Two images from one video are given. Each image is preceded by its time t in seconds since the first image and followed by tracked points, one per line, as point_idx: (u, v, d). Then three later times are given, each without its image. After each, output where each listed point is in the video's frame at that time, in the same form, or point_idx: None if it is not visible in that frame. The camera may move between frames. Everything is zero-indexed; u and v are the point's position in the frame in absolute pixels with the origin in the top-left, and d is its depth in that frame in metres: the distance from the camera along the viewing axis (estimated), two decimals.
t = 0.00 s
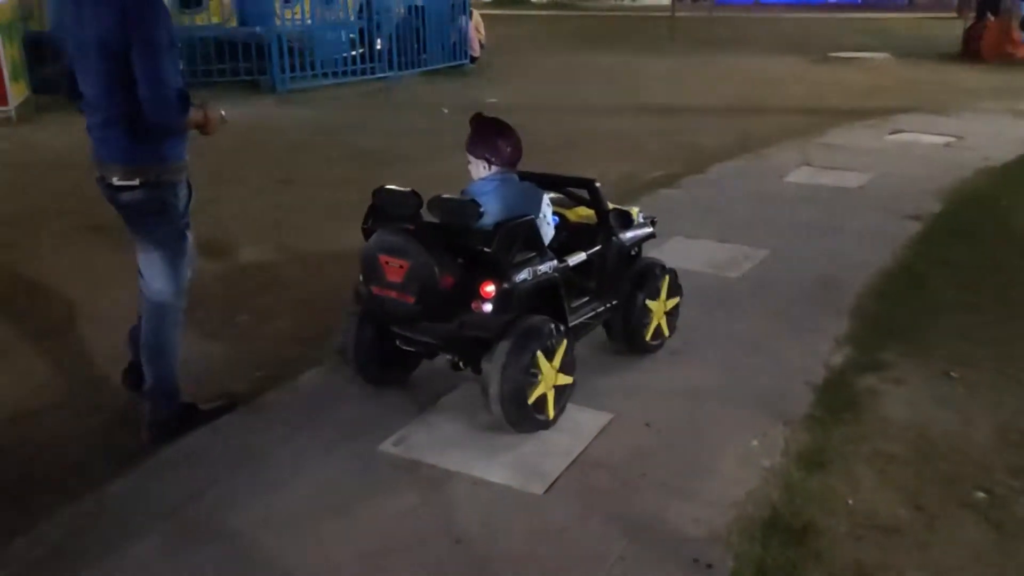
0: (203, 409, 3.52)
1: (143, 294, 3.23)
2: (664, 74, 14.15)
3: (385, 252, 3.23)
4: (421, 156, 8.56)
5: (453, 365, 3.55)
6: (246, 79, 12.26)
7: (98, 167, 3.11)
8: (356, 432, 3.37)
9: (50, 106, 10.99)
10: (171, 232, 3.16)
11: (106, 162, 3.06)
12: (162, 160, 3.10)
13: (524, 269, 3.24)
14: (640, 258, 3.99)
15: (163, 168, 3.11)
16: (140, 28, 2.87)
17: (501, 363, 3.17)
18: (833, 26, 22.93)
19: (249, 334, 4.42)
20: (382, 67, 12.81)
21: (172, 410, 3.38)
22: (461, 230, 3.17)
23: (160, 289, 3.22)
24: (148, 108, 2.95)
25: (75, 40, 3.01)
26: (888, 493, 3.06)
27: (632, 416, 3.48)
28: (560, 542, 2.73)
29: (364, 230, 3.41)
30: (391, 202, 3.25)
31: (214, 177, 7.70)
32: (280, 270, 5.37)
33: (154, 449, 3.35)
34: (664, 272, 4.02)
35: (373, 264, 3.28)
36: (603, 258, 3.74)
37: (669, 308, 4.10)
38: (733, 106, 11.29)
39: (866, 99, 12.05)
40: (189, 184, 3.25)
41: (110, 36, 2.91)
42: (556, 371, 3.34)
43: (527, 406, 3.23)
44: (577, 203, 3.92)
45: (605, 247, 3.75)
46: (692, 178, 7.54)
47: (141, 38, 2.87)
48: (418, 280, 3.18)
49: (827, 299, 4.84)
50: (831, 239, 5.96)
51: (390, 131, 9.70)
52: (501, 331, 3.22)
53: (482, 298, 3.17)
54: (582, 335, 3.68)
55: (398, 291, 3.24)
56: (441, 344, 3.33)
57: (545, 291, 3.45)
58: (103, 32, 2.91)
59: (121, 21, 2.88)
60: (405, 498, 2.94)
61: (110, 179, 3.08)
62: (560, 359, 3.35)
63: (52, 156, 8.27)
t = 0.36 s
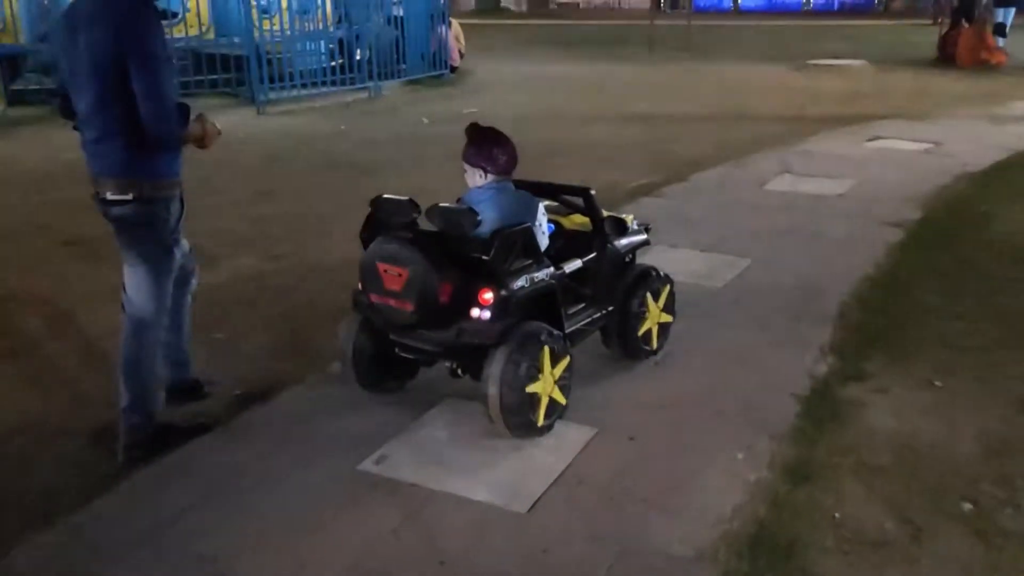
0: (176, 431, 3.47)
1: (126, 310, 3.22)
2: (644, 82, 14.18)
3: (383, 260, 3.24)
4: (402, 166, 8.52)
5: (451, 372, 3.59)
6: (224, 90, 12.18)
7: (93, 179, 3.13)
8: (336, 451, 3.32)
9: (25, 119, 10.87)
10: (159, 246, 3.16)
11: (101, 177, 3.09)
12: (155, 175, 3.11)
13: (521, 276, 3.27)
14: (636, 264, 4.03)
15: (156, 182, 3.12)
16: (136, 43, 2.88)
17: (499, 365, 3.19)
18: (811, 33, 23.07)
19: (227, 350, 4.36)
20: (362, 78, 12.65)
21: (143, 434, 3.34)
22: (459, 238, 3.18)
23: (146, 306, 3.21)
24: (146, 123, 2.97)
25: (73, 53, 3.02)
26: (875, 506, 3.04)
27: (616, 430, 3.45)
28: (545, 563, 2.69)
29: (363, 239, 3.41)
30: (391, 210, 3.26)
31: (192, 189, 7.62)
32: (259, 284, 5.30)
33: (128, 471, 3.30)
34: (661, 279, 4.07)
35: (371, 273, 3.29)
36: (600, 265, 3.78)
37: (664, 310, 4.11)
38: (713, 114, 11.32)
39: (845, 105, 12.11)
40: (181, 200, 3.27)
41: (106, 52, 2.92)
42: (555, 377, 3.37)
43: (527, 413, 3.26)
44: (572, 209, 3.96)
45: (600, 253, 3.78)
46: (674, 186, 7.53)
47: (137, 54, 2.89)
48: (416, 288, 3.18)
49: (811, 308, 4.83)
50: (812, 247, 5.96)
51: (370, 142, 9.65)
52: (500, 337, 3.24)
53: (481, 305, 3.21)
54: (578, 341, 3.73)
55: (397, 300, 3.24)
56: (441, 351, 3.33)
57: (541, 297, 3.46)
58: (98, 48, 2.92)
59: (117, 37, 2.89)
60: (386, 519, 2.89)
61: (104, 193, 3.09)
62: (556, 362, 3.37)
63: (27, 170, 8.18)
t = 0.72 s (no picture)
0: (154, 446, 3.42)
1: (118, 323, 3.19)
2: (627, 90, 14.18)
3: (385, 266, 3.30)
4: (385, 175, 8.47)
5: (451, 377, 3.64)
6: (205, 98, 12.10)
7: (93, 193, 3.13)
8: (316, 468, 3.26)
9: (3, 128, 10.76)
10: (157, 258, 3.16)
11: (101, 190, 3.09)
12: (155, 188, 3.13)
13: (521, 281, 3.33)
14: (633, 270, 4.09)
15: (156, 195, 3.13)
16: (137, 58, 2.91)
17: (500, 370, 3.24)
18: (792, 40, 23.18)
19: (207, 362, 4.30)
20: (344, 85, 12.68)
21: (120, 449, 3.28)
22: (459, 243, 3.24)
23: (139, 318, 3.18)
24: (150, 136, 3.00)
25: (74, 69, 3.06)
26: (863, 520, 3.01)
27: (601, 444, 3.41)
28: None
29: (363, 245, 3.48)
30: (392, 217, 3.34)
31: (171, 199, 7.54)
32: (239, 296, 5.24)
33: (105, 488, 3.23)
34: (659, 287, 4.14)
35: (373, 278, 3.35)
36: (598, 270, 3.86)
37: (661, 318, 4.17)
38: (696, 122, 11.33)
39: (827, 113, 12.15)
40: (180, 214, 3.28)
41: (107, 67, 2.94)
42: (554, 381, 3.42)
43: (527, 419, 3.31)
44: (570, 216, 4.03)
45: (599, 259, 3.85)
46: (657, 195, 7.52)
47: (139, 68, 2.91)
48: (417, 292, 3.25)
49: (795, 318, 4.81)
50: (797, 256, 5.95)
51: (353, 151, 9.60)
52: (499, 340, 3.29)
53: (482, 310, 3.25)
54: (577, 345, 3.79)
55: (398, 304, 3.31)
56: (442, 354, 3.39)
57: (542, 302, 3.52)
58: (98, 63, 2.94)
59: (117, 51, 2.91)
60: (368, 538, 2.84)
61: (104, 206, 3.10)
62: (558, 371, 3.44)
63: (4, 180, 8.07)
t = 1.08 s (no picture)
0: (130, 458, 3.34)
1: (109, 331, 3.12)
2: (608, 92, 14.17)
3: (383, 266, 3.32)
4: (365, 178, 8.42)
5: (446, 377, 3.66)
6: (183, 100, 12.00)
7: (88, 198, 3.09)
8: (294, 480, 3.21)
9: None
10: (153, 266, 3.12)
11: (97, 198, 3.04)
12: (153, 195, 3.08)
13: (517, 281, 3.38)
14: (627, 271, 4.13)
15: (154, 203, 3.09)
16: (134, 65, 2.86)
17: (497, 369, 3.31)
18: (773, 42, 23.26)
19: (183, 370, 4.23)
20: (323, 87, 12.62)
21: (96, 459, 3.19)
22: (456, 243, 3.28)
23: (131, 327, 3.13)
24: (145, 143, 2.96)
25: (69, 73, 3.01)
26: (847, 529, 2.99)
27: (582, 454, 3.37)
28: None
29: (361, 246, 3.51)
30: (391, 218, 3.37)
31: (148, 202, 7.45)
32: (216, 301, 5.17)
33: (76, 504, 3.15)
34: (651, 284, 4.17)
35: (371, 279, 3.37)
36: (593, 271, 3.87)
37: (655, 319, 4.23)
38: (677, 124, 11.33)
39: (806, 115, 12.20)
40: (176, 220, 3.23)
41: (103, 73, 2.89)
42: (550, 380, 3.50)
43: (521, 417, 3.39)
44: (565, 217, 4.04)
45: (593, 260, 3.87)
46: (639, 198, 7.51)
47: (135, 76, 2.87)
48: (414, 292, 3.26)
49: (777, 323, 4.80)
50: (779, 259, 5.95)
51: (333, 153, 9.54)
52: (496, 340, 3.33)
53: (477, 310, 3.29)
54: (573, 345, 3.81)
55: (396, 304, 3.31)
56: (438, 354, 3.43)
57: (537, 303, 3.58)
58: (95, 72, 2.89)
59: (115, 58, 2.87)
60: (346, 553, 2.79)
61: (101, 214, 3.05)
62: (551, 364, 3.49)
63: None
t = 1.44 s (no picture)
0: (103, 474, 3.29)
1: (107, 336, 3.19)
2: (587, 95, 14.16)
3: (381, 269, 3.40)
4: (344, 183, 8.35)
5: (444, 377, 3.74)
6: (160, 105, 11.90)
7: (86, 206, 3.16)
8: (272, 493, 3.16)
9: None
10: (151, 270, 3.20)
11: (96, 205, 3.12)
12: (150, 202, 3.16)
13: (514, 282, 3.45)
14: (620, 272, 4.23)
15: (151, 209, 3.16)
16: (131, 76, 2.95)
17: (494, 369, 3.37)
18: (751, 44, 23.32)
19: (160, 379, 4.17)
20: (302, 91, 12.56)
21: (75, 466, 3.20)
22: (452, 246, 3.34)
23: (129, 331, 3.20)
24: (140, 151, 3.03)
25: (64, 84, 3.08)
26: (831, 536, 2.98)
27: (566, 463, 3.35)
28: None
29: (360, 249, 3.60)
30: (388, 221, 3.45)
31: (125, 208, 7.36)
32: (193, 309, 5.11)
33: (47, 522, 3.08)
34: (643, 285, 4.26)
35: (370, 282, 3.45)
36: (587, 271, 3.95)
37: (649, 317, 4.32)
38: (656, 127, 11.33)
39: (786, 117, 12.22)
40: (172, 226, 3.31)
41: (100, 82, 2.96)
42: (547, 378, 3.56)
43: (521, 414, 3.44)
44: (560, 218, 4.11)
45: (588, 260, 3.94)
46: (620, 202, 7.49)
47: (132, 86, 2.95)
48: (412, 295, 3.34)
49: (759, 327, 4.79)
50: (759, 262, 5.95)
51: (312, 159, 9.47)
52: (493, 342, 3.42)
53: (475, 310, 3.34)
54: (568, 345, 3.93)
55: (393, 306, 3.40)
56: (436, 355, 3.49)
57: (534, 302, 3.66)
58: (92, 82, 2.97)
59: (112, 69, 2.95)
60: (326, 568, 2.75)
61: (99, 221, 3.12)
62: (548, 367, 3.57)
63: None
